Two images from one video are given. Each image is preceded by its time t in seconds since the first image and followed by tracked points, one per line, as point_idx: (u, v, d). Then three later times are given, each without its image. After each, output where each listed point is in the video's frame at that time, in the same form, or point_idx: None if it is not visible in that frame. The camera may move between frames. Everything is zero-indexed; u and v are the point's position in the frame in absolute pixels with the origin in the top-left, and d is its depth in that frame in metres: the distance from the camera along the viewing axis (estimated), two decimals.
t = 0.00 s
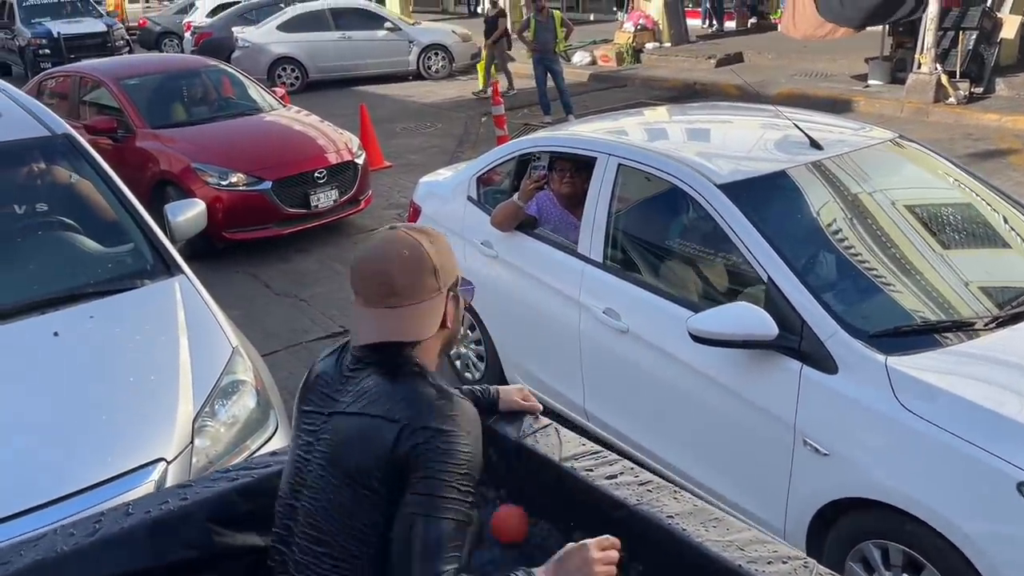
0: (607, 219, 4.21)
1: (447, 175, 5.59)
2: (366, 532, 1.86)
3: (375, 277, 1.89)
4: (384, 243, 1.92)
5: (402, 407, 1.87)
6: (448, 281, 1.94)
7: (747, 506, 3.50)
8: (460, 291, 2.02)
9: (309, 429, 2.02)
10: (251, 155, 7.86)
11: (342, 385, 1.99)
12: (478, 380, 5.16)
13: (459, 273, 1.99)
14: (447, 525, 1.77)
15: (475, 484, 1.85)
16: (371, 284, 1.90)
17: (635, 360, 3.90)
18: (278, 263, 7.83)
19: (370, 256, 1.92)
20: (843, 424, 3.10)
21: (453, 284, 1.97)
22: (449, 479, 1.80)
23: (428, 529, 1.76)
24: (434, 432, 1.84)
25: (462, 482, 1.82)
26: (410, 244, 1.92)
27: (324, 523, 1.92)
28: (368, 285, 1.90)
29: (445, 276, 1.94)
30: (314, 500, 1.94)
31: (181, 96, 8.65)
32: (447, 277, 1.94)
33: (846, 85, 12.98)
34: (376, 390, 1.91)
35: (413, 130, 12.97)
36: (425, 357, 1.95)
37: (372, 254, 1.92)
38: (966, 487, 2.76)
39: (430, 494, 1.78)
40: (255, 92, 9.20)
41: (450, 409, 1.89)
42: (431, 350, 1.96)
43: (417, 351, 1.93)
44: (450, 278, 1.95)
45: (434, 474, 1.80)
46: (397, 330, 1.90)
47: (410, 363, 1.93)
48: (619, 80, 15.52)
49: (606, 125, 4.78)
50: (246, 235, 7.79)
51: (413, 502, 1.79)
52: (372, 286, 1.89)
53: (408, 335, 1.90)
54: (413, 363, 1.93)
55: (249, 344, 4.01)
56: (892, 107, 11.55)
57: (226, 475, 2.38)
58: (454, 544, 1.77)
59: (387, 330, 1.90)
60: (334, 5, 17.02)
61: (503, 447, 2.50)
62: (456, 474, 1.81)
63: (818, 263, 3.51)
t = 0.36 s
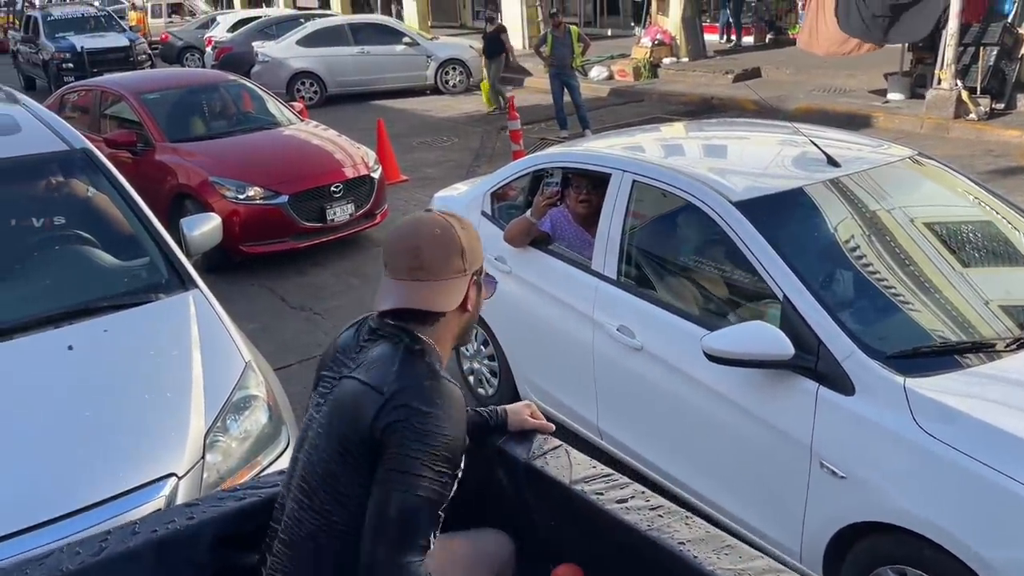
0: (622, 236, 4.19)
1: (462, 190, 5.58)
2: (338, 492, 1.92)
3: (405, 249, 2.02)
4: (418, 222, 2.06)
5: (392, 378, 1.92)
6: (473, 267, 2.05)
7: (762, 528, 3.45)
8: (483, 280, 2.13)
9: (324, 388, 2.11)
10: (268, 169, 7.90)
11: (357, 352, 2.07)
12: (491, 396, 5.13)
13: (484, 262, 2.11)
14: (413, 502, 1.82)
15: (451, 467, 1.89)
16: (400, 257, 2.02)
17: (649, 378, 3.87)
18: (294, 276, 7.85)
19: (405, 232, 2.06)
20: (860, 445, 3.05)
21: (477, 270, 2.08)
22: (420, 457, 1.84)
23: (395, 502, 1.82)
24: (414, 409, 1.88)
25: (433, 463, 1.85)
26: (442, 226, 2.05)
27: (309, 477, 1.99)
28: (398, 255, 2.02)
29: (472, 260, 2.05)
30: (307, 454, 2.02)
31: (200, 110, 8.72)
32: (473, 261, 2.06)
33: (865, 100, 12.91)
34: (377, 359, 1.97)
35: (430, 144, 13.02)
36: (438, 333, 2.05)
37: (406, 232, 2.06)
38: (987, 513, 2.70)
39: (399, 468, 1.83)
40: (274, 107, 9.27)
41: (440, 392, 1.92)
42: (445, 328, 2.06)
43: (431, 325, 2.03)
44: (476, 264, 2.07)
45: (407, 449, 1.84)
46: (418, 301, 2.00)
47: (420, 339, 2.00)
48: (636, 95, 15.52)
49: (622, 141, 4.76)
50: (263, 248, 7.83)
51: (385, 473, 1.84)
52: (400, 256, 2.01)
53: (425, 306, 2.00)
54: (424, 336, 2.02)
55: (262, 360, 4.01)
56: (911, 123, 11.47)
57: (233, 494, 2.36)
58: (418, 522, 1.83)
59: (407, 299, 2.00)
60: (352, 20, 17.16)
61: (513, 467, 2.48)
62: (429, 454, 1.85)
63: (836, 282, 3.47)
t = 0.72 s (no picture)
0: (639, 244, 4.16)
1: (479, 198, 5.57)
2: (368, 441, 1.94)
3: (405, 202, 2.04)
4: (417, 176, 2.08)
5: (400, 317, 1.94)
6: (474, 217, 2.07)
7: (781, 542, 3.41)
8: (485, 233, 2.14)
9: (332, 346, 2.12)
10: (286, 176, 7.93)
11: (364, 301, 2.08)
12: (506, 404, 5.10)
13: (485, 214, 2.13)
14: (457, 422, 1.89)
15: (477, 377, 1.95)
16: (399, 210, 2.05)
17: (665, 387, 3.84)
18: (311, 282, 7.87)
19: (404, 186, 2.08)
20: (881, 459, 3.01)
21: (479, 221, 2.09)
22: (450, 378, 1.89)
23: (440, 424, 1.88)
24: (429, 337, 1.91)
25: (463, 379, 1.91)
26: (441, 178, 2.08)
27: (331, 436, 1.99)
28: (399, 208, 2.05)
29: (473, 210, 2.07)
30: (325, 415, 2.02)
31: (220, 117, 8.78)
32: (474, 212, 2.07)
33: (885, 109, 12.82)
34: (383, 305, 1.98)
35: (448, 152, 13.04)
36: (445, 283, 2.04)
37: (405, 185, 2.09)
38: (1012, 530, 2.65)
39: (434, 395, 1.88)
40: (292, 114, 9.32)
41: (448, 313, 1.96)
42: (451, 278, 2.06)
43: (437, 275, 2.02)
44: (476, 214, 2.08)
45: (434, 375, 1.88)
46: (420, 251, 2.01)
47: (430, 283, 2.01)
48: (654, 103, 15.48)
49: (639, 149, 4.74)
50: (280, 254, 7.85)
51: (420, 404, 1.89)
52: (401, 208, 2.03)
53: (429, 256, 2.00)
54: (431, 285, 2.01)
55: (278, 366, 4.02)
56: (932, 132, 11.37)
57: (249, 501, 2.34)
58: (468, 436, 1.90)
59: (411, 249, 2.01)
60: (371, 28, 17.25)
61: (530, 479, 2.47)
62: (455, 373, 1.90)
63: (857, 291, 3.43)
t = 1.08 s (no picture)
0: (651, 247, 4.14)
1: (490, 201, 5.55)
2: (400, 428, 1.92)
3: (407, 196, 2.05)
4: (416, 171, 2.09)
5: (419, 300, 1.95)
6: (474, 211, 2.07)
7: (795, 547, 3.37)
8: (488, 227, 2.14)
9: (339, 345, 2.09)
10: (297, 179, 7.95)
11: (372, 297, 2.07)
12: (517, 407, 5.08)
13: (487, 209, 2.13)
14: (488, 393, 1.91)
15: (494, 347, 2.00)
16: (399, 205, 2.06)
17: (677, 391, 3.82)
18: (321, 285, 7.87)
19: (404, 181, 2.09)
20: (897, 463, 2.97)
21: (479, 216, 2.10)
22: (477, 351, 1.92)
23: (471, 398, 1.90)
24: (450, 312, 1.93)
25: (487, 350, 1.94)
26: (442, 172, 2.08)
27: (357, 433, 1.96)
28: (400, 203, 2.06)
29: (472, 204, 2.07)
30: (347, 410, 1.98)
31: (231, 120, 8.80)
32: (474, 206, 2.07)
33: (898, 113, 12.76)
34: (394, 292, 1.99)
35: (458, 155, 13.05)
36: (449, 277, 2.04)
37: (405, 180, 2.09)
38: None
39: (466, 368, 1.90)
40: (304, 117, 9.33)
41: (460, 291, 2.00)
42: (454, 272, 2.06)
43: (439, 268, 2.02)
44: (477, 208, 2.08)
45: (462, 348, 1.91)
46: (422, 245, 2.01)
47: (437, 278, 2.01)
48: (665, 106, 15.46)
49: (650, 151, 4.72)
50: (291, 257, 7.86)
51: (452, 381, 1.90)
52: (403, 203, 2.04)
53: (430, 249, 2.00)
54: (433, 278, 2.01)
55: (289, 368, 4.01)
56: (946, 136, 11.31)
57: (260, 502, 2.33)
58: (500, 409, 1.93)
59: (413, 243, 2.01)
60: (382, 32, 17.30)
61: (542, 481, 2.44)
62: (481, 344, 1.93)
63: (872, 295, 3.40)
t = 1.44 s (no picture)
0: (652, 245, 4.16)
1: (491, 200, 5.57)
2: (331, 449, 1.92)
3: (399, 212, 1.99)
4: (411, 186, 2.03)
5: (368, 329, 1.88)
6: (467, 232, 2.00)
7: (796, 542, 3.39)
8: (485, 248, 2.07)
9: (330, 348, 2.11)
10: (298, 178, 7.96)
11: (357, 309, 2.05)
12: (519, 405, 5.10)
13: (483, 230, 2.06)
14: (371, 453, 1.75)
15: (422, 407, 1.82)
16: (391, 221, 2.00)
17: (679, 387, 3.84)
18: (323, 284, 7.89)
19: (399, 196, 2.03)
20: (896, 458, 2.99)
21: (473, 238, 2.03)
22: (382, 403, 1.78)
23: (349, 452, 1.76)
24: (380, 352, 1.83)
25: (394, 406, 1.78)
26: (437, 190, 2.02)
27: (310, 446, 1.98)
28: (392, 219, 2.00)
29: (466, 225, 2.01)
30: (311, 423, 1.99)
31: (232, 120, 8.82)
32: (468, 227, 2.01)
33: (898, 112, 12.78)
34: (364, 312, 1.95)
35: (459, 154, 13.07)
36: (435, 299, 1.98)
37: (400, 195, 2.04)
38: None
39: (362, 417, 1.78)
40: (304, 117, 9.35)
41: (413, 332, 1.86)
42: (441, 293, 2.00)
43: (425, 289, 1.97)
44: (471, 229, 2.02)
45: (369, 393, 1.80)
46: (406, 264, 1.95)
47: (408, 308, 1.92)
48: (665, 106, 15.48)
49: (651, 150, 4.74)
50: (293, 257, 7.89)
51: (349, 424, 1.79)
52: (395, 219, 1.99)
53: (415, 270, 1.94)
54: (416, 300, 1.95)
55: (292, 365, 4.03)
56: (946, 135, 11.33)
57: (267, 495, 2.35)
58: (379, 474, 1.75)
59: (399, 261, 1.96)
60: (382, 32, 17.31)
61: (548, 474, 2.46)
62: (390, 398, 1.78)
63: (872, 291, 3.42)
